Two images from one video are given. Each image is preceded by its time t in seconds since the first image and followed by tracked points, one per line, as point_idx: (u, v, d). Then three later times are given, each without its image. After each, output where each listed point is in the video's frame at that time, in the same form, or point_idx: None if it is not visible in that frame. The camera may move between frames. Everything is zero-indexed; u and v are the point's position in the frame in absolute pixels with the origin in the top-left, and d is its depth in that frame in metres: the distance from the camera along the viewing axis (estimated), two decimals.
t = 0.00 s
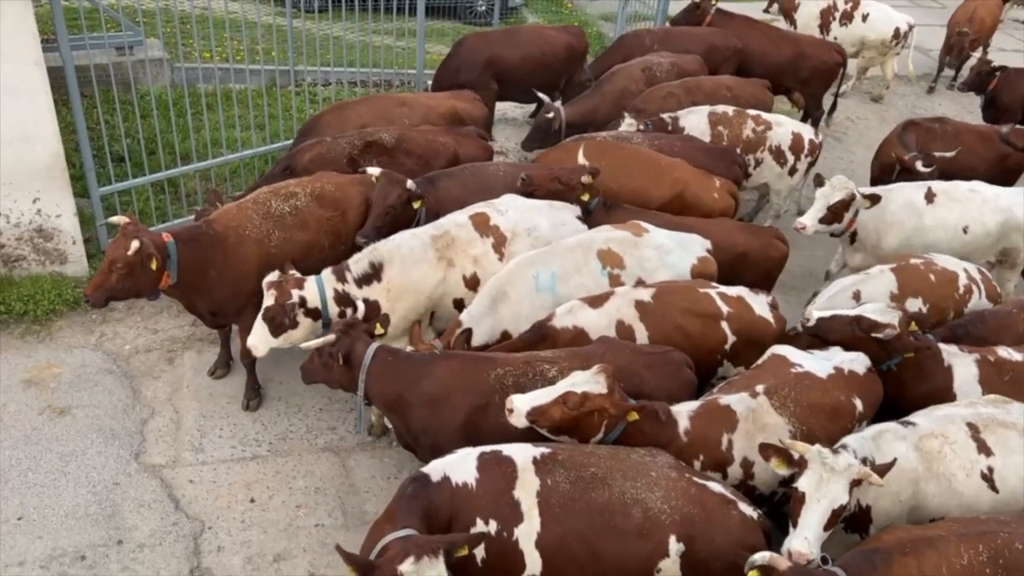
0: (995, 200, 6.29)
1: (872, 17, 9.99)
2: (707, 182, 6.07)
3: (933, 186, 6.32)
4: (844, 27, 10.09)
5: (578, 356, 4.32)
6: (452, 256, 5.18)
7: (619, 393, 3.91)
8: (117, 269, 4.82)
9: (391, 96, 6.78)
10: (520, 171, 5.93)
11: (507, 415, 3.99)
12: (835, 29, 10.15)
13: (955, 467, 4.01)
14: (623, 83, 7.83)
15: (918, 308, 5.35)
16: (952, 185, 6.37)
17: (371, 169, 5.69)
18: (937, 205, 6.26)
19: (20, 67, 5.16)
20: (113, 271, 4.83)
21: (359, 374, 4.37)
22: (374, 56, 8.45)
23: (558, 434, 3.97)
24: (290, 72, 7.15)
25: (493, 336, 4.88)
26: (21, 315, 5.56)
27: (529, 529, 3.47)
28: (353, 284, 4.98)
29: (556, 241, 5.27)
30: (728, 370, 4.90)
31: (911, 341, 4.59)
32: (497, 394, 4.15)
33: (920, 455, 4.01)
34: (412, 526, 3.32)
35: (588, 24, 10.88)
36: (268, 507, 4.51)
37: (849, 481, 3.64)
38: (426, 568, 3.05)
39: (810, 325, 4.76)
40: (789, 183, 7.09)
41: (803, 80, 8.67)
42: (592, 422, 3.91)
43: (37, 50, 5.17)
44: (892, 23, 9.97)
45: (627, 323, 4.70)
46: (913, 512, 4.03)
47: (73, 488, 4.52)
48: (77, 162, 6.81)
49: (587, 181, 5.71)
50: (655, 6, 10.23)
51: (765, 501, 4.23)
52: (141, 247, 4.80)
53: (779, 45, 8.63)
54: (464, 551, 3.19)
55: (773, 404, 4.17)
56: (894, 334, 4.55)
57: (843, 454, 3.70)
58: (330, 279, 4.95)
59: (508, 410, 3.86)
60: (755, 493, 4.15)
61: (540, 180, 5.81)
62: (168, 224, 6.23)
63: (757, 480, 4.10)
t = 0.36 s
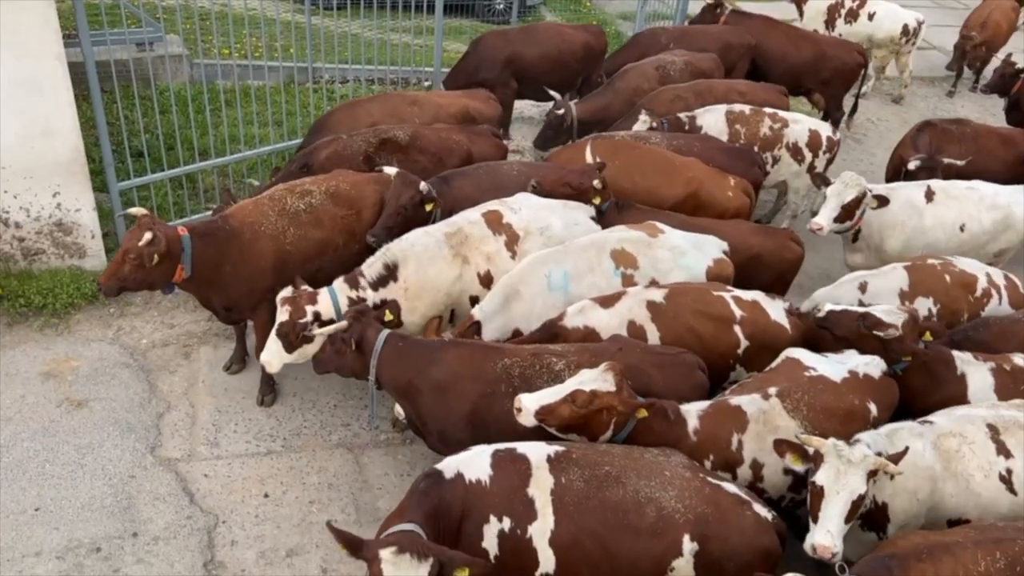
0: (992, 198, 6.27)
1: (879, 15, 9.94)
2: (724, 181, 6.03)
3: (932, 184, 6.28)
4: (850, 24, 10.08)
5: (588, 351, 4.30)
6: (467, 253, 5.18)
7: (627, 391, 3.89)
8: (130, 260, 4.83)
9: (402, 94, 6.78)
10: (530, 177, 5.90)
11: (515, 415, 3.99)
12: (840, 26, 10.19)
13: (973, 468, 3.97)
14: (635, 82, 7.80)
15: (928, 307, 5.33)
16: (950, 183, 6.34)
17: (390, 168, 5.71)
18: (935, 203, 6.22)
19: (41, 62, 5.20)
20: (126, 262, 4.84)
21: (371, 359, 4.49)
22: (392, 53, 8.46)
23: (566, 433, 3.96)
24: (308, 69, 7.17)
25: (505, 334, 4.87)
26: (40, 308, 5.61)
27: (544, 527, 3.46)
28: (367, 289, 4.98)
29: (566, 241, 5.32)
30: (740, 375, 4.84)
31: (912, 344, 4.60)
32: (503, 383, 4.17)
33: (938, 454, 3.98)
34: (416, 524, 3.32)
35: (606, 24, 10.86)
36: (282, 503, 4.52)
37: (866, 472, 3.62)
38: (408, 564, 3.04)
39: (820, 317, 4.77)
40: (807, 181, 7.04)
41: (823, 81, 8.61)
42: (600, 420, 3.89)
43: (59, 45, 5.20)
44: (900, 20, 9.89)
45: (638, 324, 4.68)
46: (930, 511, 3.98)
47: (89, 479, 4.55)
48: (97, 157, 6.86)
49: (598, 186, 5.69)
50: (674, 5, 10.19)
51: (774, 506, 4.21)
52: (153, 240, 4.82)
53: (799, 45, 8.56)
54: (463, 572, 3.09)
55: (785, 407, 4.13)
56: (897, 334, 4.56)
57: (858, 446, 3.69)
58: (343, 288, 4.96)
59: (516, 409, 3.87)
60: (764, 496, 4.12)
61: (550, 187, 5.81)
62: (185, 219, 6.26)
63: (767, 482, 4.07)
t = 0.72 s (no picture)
0: (996, 202, 6.20)
1: (881, 9, 9.96)
2: (735, 176, 6.02)
3: (937, 183, 6.24)
4: (852, 18, 10.11)
5: (597, 345, 4.29)
6: (477, 251, 5.19)
7: (636, 386, 3.87)
8: (144, 257, 4.87)
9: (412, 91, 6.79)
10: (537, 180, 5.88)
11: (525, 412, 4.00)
12: (842, 20, 10.20)
13: (989, 464, 3.95)
14: (647, 79, 7.80)
15: (936, 302, 5.31)
16: (954, 184, 6.29)
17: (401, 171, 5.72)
18: (939, 202, 6.18)
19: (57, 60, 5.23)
20: (140, 259, 4.89)
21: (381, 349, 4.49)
22: (404, 51, 8.46)
23: (576, 429, 3.99)
24: (320, 66, 7.19)
25: (516, 331, 4.87)
26: (55, 304, 5.65)
27: (554, 524, 3.45)
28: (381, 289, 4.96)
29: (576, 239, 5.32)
30: (753, 372, 4.83)
31: (911, 338, 4.51)
32: (511, 376, 4.19)
33: (954, 449, 3.96)
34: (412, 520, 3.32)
35: (617, 21, 10.85)
36: (295, 498, 4.54)
37: (875, 469, 3.61)
38: (384, 552, 3.07)
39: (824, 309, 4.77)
40: (822, 176, 6.98)
41: (836, 78, 8.56)
42: (609, 416, 3.90)
43: (74, 43, 5.23)
44: (903, 14, 9.90)
45: (650, 320, 4.68)
46: (945, 508, 3.97)
47: (104, 475, 4.58)
48: (111, 154, 6.90)
49: (604, 181, 5.64)
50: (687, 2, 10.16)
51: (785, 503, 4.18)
52: (165, 238, 4.85)
53: (812, 42, 8.53)
54: None
55: (796, 403, 4.11)
56: (894, 328, 4.52)
57: (871, 443, 3.68)
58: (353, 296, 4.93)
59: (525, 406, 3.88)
60: (775, 493, 4.09)
61: (556, 187, 5.77)
62: (198, 216, 6.29)
63: (777, 479, 4.05)
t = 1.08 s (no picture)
0: (1000, 195, 6.19)
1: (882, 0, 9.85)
2: (740, 169, 6.02)
3: (942, 179, 6.22)
4: (854, 9, 9.98)
5: (602, 339, 4.29)
6: (482, 250, 5.20)
7: (639, 382, 3.88)
8: (151, 260, 4.80)
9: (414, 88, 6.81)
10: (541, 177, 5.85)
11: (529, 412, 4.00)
12: (842, 11, 10.06)
13: (998, 458, 3.94)
14: (654, 74, 7.81)
15: (928, 290, 5.30)
16: (958, 180, 6.28)
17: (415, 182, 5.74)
18: (945, 198, 6.16)
19: (62, 61, 5.25)
20: (148, 264, 4.81)
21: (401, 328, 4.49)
22: (407, 49, 8.46)
23: (581, 428, 3.97)
24: (324, 65, 7.19)
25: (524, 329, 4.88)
26: (63, 306, 5.67)
27: (561, 522, 3.46)
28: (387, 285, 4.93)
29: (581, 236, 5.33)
30: (761, 365, 4.83)
31: (920, 324, 4.54)
32: (514, 368, 4.20)
33: (962, 443, 3.96)
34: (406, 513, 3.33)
35: (620, 17, 10.84)
36: (303, 497, 4.55)
37: (881, 465, 3.61)
38: (373, 538, 3.10)
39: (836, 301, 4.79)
40: (824, 169, 6.98)
41: (840, 72, 8.54)
42: (614, 413, 3.90)
43: (79, 45, 5.24)
44: (903, 5, 9.83)
45: (658, 315, 4.67)
46: (953, 501, 3.97)
47: (114, 475, 4.60)
48: (117, 156, 6.91)
49: (606, 172, 5.57)
50: None
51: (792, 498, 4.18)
52: (173, 238, 4.82)
53: (816, 36, 8.51)
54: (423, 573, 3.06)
55: (801, 398, 4.11)
56: (904, 315, 4.54)
57: (877, 439, 3.67)
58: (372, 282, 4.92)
59: (530, 407, 3.87)
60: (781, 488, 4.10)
61: (559, 185, 5.67)
62: (204, 217, 6.31)
63: (783, 474, 4.05)
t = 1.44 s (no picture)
0: (998, 184, 6.19)
1: None
2: (735, 161, 6.00)
3: (940, 170, 6.21)
4: None
5: (603, 335, 4.30)
6: (483, 249, 5.19)
7: (635, 376, 3.89)
8: (155, 267, 4.79)
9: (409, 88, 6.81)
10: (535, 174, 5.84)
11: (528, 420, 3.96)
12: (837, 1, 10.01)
13: (1003, 447, 3.93)
14: (652, 69, 7.80)
15: (898, 269, 5.28)
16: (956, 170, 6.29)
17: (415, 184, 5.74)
18: (944, 189, 6.15)
19: (59, 67, 5.24)
20: (152, 269, 4.80)
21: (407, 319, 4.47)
22: (404, 48, 8.45)
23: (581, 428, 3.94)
24: (321, 66, 7.19)
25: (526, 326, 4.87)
26: (65, 311, 5.67)
27: (567, 517, 3.46)
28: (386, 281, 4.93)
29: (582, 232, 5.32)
30: (767, 357, 4.84)
31: (925, 308, 4.60)
32: (516, 363, 4.20)
33: (966, 433, 3.95)
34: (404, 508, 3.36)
35: (616, 12, 10.82)
36: (308, 498, 4.55)
37: (882, 476, 3.58)
38: (371, 531, 3.14)
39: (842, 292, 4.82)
40: (822, 160, 6.99)
41: (837, 63, 8.53)
42: (613, 409, 3.89)
43: (76, 50, 5.24)
44: None
45: (662, 309, 4.67)
46: (959, 492, 3.97)
47: (118, 479, 4.60)
48: (115, 160, 6.91)
49: (600, 165, 5.61)
50: None
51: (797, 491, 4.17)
52: (177, 243, 4.81)
53: (813, 28, 8.50)
54: (422, 566, 3.07)
55: (801, 391, 4.10)
56: (907, 302, 4.60)
57: (876, 449, 3.63)
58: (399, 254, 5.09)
59: (528, 414, 3.84)
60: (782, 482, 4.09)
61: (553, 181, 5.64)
62: (203, 220, 6.31)
63: (784, 467, 4.05)
